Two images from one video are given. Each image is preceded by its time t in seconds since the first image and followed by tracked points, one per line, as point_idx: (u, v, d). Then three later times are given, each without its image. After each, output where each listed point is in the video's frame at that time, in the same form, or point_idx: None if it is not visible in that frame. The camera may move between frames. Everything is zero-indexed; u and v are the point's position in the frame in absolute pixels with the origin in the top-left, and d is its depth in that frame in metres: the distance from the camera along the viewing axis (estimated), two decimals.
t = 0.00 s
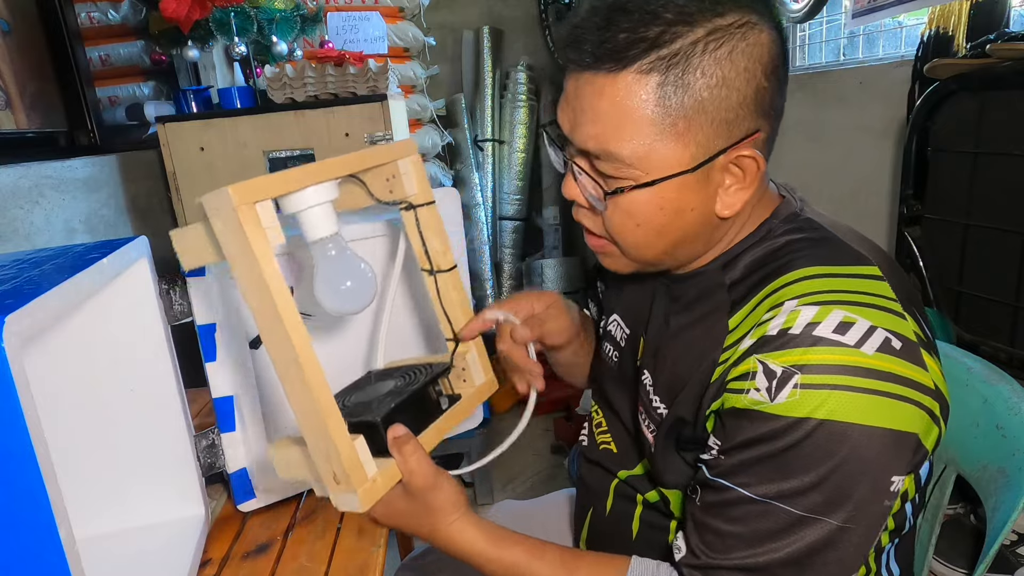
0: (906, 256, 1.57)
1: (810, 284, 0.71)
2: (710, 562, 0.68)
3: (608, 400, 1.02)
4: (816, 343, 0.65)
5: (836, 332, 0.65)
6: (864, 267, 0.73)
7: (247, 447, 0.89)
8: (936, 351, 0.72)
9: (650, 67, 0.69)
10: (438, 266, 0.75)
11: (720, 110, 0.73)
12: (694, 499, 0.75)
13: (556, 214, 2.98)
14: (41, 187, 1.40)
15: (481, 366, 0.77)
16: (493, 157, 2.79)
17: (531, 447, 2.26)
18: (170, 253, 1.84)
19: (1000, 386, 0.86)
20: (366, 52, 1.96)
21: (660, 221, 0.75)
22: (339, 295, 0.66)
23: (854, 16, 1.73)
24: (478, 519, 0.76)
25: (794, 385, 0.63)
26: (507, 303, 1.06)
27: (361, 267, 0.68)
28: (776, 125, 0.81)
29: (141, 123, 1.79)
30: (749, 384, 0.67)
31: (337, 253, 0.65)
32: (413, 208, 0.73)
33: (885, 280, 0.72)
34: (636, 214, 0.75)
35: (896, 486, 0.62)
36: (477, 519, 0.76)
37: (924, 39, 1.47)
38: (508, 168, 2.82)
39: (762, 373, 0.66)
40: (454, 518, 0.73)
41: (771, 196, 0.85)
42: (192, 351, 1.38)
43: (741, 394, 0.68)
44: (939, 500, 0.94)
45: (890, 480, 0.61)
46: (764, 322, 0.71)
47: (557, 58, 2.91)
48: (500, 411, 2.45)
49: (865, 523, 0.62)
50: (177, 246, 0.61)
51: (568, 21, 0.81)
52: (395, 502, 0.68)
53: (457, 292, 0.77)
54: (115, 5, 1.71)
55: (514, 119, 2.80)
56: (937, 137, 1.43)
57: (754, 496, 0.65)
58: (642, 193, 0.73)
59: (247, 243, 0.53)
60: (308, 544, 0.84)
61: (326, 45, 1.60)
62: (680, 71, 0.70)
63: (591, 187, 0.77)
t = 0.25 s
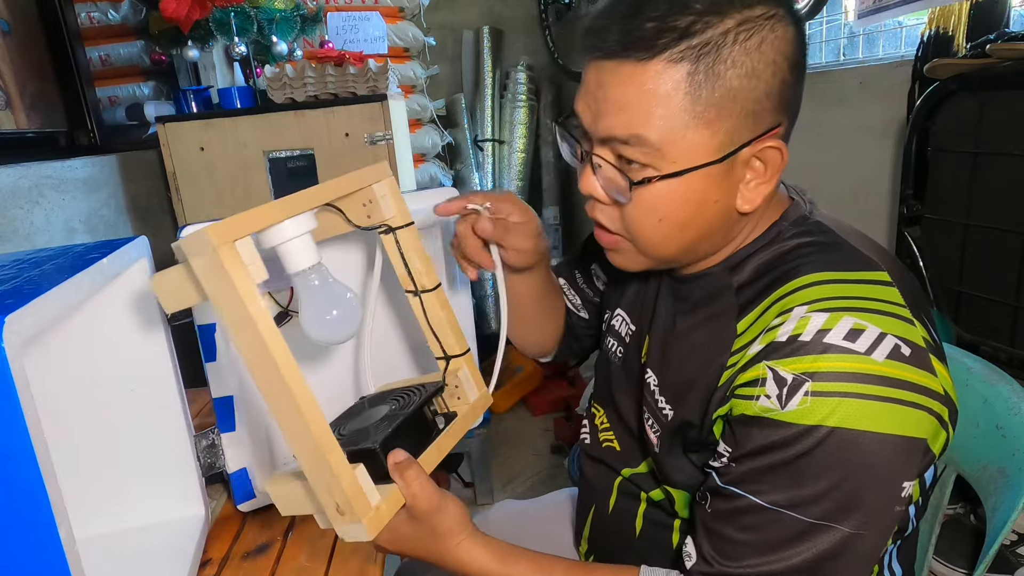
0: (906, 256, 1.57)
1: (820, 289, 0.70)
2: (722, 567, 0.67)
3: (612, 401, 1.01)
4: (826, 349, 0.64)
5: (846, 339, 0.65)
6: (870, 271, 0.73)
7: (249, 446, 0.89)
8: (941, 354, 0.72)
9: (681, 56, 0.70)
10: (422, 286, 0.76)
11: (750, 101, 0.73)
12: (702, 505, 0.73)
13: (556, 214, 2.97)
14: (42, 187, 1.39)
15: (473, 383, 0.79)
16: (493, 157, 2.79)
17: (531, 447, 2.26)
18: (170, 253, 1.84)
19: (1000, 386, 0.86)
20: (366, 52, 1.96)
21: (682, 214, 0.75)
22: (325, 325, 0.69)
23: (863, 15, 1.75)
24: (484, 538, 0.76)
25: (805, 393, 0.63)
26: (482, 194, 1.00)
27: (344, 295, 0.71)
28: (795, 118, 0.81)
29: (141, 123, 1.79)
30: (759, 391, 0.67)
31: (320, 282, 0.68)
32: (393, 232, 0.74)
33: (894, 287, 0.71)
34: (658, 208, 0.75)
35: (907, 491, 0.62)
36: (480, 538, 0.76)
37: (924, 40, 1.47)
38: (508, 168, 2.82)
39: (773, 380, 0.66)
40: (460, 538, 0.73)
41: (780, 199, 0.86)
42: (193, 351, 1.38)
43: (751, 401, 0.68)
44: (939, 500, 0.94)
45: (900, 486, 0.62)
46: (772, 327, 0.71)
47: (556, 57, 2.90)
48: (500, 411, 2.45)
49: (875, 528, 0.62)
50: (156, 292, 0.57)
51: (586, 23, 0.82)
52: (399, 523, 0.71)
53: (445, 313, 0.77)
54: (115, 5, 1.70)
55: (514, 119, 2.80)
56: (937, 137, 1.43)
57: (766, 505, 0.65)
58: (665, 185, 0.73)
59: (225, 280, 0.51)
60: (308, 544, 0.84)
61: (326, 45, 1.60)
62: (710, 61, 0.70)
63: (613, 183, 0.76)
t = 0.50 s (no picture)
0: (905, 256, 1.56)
1: (824, 289, 0.70)
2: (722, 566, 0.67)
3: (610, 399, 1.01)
4: (831, 351, 0.64)
5: (850, 340, 0.65)
6: (873, 272, 0.73)
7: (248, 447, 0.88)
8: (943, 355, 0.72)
9: (706, 37, 0.70)
10: (415, 290, 0.75)
11: (767, 91, 0.74)
12: (703, 507, 0.73)
13: (556, 214, 2.97)
14: (41, 187, 1.40)
15: (467, 387, 0.78)
16: (493, 157, 2.80)
17: (531, 447, 2.26)
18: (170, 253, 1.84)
19: (1000, 386, 0.86)
20: (366, 52, 1.96)
21: (694, 201, 0.75)
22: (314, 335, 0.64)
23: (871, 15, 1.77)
24: (482, 544, 0.76)
25: (809, 395, 0.63)
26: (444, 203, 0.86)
27: (335, 301, 0.67)
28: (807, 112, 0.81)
29: (141, 123, 1.79)
30: (762, 393, 0.67)
31: (311, 290, 0.65)
32: (383, 236, 0.75)
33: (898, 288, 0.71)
34: (670, 194, 0.74)
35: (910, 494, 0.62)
36: (479, 543, 0.76)
37: (924, 39, 1.47)
38: (508, 168, 2.82)
39: (776, 382, 0.66)
40: (459, 545, 0.73)
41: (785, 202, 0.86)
42: (193, 351, 1.38)
43: (754, 402, 0.68)
44: (939, 500, 0.94)
45: (903, 488, 0.62)
46: (776, 328, 0.71)
47: (557, 57, 2.90)
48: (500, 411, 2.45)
49: (879, 530, 0.62)
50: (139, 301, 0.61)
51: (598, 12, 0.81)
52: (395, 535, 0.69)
53: (438, 318, 0.76)
54: (115, 5, 1.70)
55: (514, 119, 2.80)
56: (938, 136, 1.43)
57: (767, 507, 0.65)
58: (680, 169, 0.73)
59: (213, 294, 0.50)
60: (307, 544, 0.84)
61: (326, 45, 1.60)
62: (734, 45, 0.71)
63: (623, 164, 0.75)
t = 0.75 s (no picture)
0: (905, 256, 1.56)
1: (827, 289, 0.70)
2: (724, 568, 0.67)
3: (610, 399, 1.01)
4: (833, 355, 0.64)
5: (852, 343, 0.65)
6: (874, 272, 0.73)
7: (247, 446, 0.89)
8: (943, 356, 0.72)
9: (701, 43, 0.70)
10: (397, 302, 0.75)
11: (762, 101, 0.73)
12: (706, 509, 0.72)
13: (556, 214, 2.97)
14: (42, 187, 1.40)
15: (457, 395, 0.78)
16: (493, 157, 2.80)
17: (531, 447, 2.26)
18: (170, 254, 1.84)
19: (1000, 386, 0.86)
20: (366, 52, 1.96)
21: (682, 203, 0.75)
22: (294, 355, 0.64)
23: (872, 15, 1.78)
24: (481, 553, 0.76)
25: (811, 397, 0.63)
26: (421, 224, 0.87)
27: (320, 321, 0.66)
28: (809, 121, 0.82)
29: (141, 123, 1.80)
30: (763, 394, 0.67)
31: (292, 311, 0.63)
32: (361, 248, 0.75)
33: (899, 290, 0.71)
34: (659, 194, 0.74)
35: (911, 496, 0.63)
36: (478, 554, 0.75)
37: (924, 40, 1.46)
38: (508, 168, 2.82)
39: (778, 384, 0.66)
40: (458, 558, 0.72)
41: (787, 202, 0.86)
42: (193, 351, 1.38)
43: (756, 404, 0.67)
44: (939, 500, 0.94)
45: (904, 489, 0.62)
46: (777, 330, 0.71)
47: (557, 57, 2.91)
48: (500, 411, 2.45)
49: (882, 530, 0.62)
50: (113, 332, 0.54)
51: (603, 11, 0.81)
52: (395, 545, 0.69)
53: (425, 333, 0.76)
54: (115, 5, 1.70)
55: (514, 119, 2.80)
56: (938, 136, 1.43)
57: (770, 509, 0.64)
58: (669, 172, 0.73)
59: (189, 323, 0.49)
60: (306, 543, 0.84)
61: (326, 45, 1.60)
62: (729, 52, 0.70)
63: (616, 162, 0.76)
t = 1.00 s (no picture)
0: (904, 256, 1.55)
1: (831, 290, 0.70)
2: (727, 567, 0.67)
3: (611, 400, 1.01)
4: (837, 355, 0.64)
5: (856, 342, 0.65)
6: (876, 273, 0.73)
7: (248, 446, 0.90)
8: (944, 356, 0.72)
9: (697, 49, 0.70)
10: (398, 300, 0.76)
11: (762, 100, 0.73)
12: (709, 509, 0.72)
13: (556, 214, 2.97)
14: (42, 187, 1.40)
15: (458, 393, 0.78)
16: (493, 157, 2.80)
17: (531, 447, 2.25)
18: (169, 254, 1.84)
19: (1000, 386, 0.86)
20: (366, 52, 1.96)
21: (690, 208, 0.75)
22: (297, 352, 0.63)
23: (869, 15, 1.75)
24: (483, 552, 0.75)
25: (815, 397, 0.63)
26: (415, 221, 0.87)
27: (321, 317, 0.65)
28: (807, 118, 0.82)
29: (141, 123, 1.80)
30: (767, 394, 0.67)
31: (293, 306, 0.63)
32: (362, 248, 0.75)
33: (902, 290, 0.71)
34: (666, 201, 0.74)
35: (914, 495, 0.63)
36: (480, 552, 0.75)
37: (924, 40, 1.46)
38: (508, 167, 2.82)
39: (782, 383, 0.66)
40: (460, 554, 0.72)
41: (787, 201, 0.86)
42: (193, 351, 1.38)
43: (760, 403, 0.68)
44: (939, 500, 0.94)
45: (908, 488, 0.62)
46: (781, 331, 0.71)
47: (556, 57, 2.91)
48: (500, 411, 2.45)
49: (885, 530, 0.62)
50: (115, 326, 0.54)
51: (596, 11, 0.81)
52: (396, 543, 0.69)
53: (426, 330, 0.76)
54: (115, 5, 1.70)
55: (514, 119, 2.80)
56: (938, 136, 1.43)
57: (773, 508, 0.64)
58: (675, 178, 0.73)
59: (194, 315, 0.49)
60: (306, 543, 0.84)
61: (326, 45, 1.60)
62: (727, 55, 0.70)
63: (619, 171, 0.76)
